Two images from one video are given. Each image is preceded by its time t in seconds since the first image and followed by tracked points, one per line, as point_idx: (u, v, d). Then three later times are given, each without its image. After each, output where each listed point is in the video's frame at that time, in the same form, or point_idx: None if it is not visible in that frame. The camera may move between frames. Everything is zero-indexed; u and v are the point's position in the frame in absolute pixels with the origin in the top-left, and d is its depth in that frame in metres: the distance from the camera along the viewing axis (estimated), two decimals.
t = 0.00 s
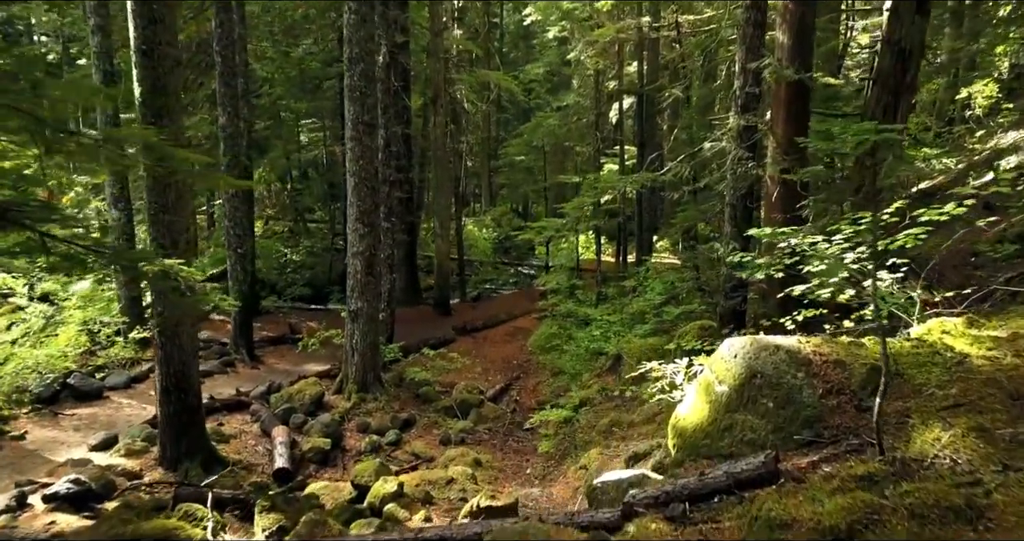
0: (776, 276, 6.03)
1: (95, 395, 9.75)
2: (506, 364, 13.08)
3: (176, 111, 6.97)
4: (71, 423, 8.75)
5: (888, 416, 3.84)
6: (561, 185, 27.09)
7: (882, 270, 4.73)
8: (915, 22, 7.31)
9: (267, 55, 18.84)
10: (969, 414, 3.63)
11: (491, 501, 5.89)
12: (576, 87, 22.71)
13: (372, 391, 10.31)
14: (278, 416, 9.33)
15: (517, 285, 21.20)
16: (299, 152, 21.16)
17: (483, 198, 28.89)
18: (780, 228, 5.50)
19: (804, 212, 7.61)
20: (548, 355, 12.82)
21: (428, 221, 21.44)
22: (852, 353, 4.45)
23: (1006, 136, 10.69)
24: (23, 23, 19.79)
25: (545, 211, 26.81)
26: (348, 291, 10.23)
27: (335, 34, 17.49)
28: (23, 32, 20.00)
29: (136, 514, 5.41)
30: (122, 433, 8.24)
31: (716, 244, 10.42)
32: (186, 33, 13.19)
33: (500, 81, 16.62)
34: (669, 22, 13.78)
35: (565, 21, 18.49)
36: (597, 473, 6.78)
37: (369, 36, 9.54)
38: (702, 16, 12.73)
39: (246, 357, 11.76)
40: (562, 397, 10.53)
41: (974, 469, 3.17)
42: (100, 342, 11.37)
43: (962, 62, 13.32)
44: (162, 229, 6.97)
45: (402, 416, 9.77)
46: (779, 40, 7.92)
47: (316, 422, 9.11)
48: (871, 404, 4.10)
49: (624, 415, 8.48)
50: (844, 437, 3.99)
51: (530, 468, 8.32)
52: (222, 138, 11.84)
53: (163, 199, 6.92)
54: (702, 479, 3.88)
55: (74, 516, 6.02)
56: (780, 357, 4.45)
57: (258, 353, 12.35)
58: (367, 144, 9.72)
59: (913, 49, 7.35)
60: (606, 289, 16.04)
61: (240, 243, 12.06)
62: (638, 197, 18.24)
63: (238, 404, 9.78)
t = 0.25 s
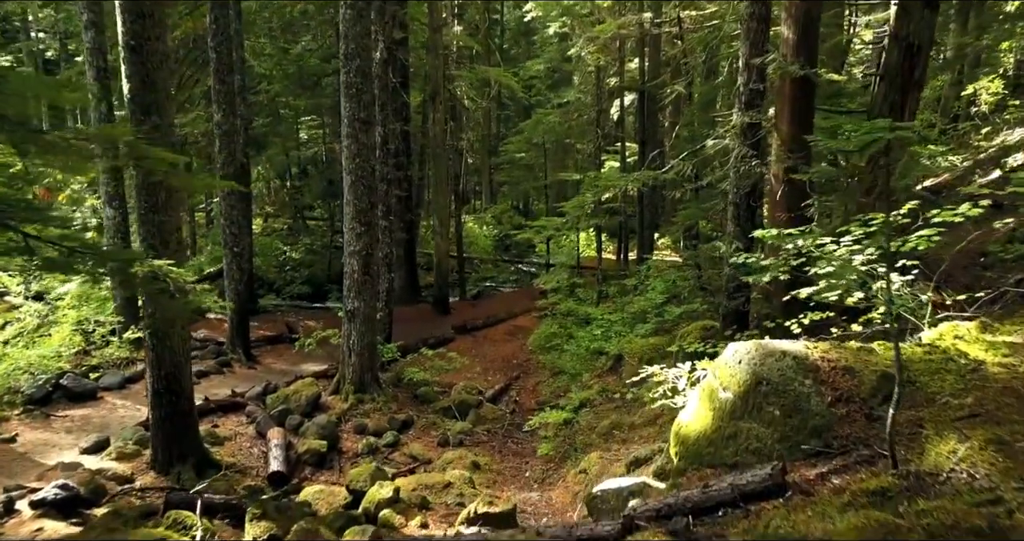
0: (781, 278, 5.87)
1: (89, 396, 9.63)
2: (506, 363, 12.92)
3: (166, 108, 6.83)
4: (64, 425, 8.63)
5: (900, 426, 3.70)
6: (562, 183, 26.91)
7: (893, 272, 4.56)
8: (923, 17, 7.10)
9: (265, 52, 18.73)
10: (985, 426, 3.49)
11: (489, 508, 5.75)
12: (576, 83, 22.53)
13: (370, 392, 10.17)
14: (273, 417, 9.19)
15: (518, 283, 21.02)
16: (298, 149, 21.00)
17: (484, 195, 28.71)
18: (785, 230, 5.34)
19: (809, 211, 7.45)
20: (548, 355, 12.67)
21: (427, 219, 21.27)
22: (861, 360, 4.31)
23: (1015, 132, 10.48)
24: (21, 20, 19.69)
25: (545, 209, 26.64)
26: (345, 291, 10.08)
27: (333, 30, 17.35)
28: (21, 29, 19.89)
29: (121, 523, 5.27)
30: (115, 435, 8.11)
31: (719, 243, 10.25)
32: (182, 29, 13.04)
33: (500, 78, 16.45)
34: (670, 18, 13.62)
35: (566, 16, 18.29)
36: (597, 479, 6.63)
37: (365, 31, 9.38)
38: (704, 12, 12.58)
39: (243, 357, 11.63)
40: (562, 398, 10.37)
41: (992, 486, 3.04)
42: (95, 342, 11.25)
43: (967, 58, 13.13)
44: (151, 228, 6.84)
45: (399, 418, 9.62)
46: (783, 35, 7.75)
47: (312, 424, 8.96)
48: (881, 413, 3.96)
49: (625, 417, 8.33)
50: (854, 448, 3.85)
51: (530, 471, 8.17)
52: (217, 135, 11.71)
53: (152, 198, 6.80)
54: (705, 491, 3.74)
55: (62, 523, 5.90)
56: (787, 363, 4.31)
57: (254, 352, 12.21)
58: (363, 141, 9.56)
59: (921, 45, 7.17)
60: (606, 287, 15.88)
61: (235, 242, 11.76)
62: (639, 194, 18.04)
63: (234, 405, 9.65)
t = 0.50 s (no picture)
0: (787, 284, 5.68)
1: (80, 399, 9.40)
2: (505, 366, 12.75)
3: (156, 106, 6.62)
4: (53, 430, 8.42)
5: (916, 444, 3.54)
6: (562, 182, 26.72)
7: (905, 278, 4.38)
8: (933, 13, 6.94)
9: (263, 50, 18.53)
10: (1009, 447, 3.33)
11: (486, 520, 5.56)
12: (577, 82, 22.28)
13: (366, 396, 9.98)
14: (267, 422, 9.00)
15: (518, 284, 20.84)
16: (296, 148, 20.82)
17: (483, 194, 28.52)
18: (792, 233, 5.15)
19: (816, 214, 7.26)
20: (548, 358, 12.49)
21: (426, 219, 21.07)
22: (873, 372, 4.14)
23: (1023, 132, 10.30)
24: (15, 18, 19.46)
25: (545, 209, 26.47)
26: (341, 293, 9.91)
27: (332, 27, 17.16)
28: (15, 27, 19.69)
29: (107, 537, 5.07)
30: (103, 441, 7.89)
31: (720, 246, 10.06)
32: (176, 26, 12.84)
33: (500, 76, 16.24)
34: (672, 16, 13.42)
35: (567, 14, 18.11)
36: (597, 489, 6.44)
37: (362, 28, 9.21)
38: (706, 10, 12.38)
39: (238, 360, 11.45)
40: (561, 403, 10.20)
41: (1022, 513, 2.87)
42: (87, 344, 11.04)
43: (972, 57, 12.96)
44: (140, 230, 6.65)
45: (396, 422, 9.44)
46: (788, 31, 7.55)
47: (307, 429, 8.78)
48: (896, 429, 3.79)
49: (626, 424, 8.14)
50: (868, 466, 3.68)
51: (528, 478, 8.00)
52: (211, 134, 11.50)
53: (141, 199, 6.59)
54: (711, 510, 3.56)
55: (46, 533, 5.70)
56: (795, 375, 4.12)
57: (249, 355, 12.02)
58: (360, 140, 9.39)
59: (932, 41, 7.00)
60: (607, 289, 15.70)
61: (231, 242, 11.47)
62: (640, 194, 17.85)
63: (227, 409, 9.46)
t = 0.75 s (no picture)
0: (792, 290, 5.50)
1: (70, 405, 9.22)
2: (503, 369, 12.59)
3: (145, 106, 6.43)
4: (42, 436, 8.25)
5: (932, 462, 3.41)
6: (562, 182, 26.54)
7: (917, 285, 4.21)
8: (942, 11, 6.76)
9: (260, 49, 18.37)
10: None
11: (481, 533, 5.40)
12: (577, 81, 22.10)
13: (361, 401, 9.80)
14: (260, 428, 8.82)
15: (517, 285, 20.67)
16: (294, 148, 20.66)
17: (483, 195, 28.35)
18: (797, 238, 4.97)
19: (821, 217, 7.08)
20: (547, 362, 12.32)
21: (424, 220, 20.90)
22: (884, 383, 3.97)
23: None
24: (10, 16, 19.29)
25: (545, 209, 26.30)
26: (336, 296, 9.71)
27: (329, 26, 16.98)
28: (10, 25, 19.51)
29: None
30: (92, 449, 7.72)
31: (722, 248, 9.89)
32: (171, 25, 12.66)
33: (499, 75, 16.05)
34: (673, 15, 13.26)
35: (567, 13, 17.92)
36: (596, 500, 6.27)
37: (358, 26, 9.02)
38: (708, 8, 12.21)
39: (232, 364, 11.28)
40: (560, 408, 10.03)
41: None
42: (79, 348, 10.87)
43: (977, 56, 12.79)
44: (128, 233, 6.46)
45: (392, 428, 9.27)
46: (793, 29, 7.37)
47: (301, 435, 8.59)
48: (909, 446, 3.64)
49: (626, 431, 7.97)
50: (882, 485, 3.53)
51: (527, 487, 7.82)
52: (205, 134, 11.32)
53: (128, 201, 6.39)
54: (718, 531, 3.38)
55: None
56: (803, 387, 3.95)
57: (244, 358, 11.84)
58: (355, 141, 9.20)
59: (941, 39, 6.83)
60: (607, 291, 15.52)
61: (227, 245, 11.40)
62: (641, 195, 17.66)
63: (220, 415, 9.28)
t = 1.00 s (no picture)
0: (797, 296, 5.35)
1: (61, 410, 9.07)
2: (502, 372, 12.44)
3: (133, 107, 6.27)
4: (31, 443, 8.10)
5: (947, 483, 3.36)
6: (562, 182, 26.37)
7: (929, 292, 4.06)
8: (951, 9, 6.60)
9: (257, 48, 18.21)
10: None
11: None
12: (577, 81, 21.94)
13: (357, 406, 9.64)
14: (254, 434, 8.66)
15: (517, 287, 20.52)
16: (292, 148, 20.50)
17: (483, 195, 28.18)
18: (803, 243, 4.82)
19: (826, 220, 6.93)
20: (546, 365, 12.16)
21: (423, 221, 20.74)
22: (896, 395, 3.84)
23: None
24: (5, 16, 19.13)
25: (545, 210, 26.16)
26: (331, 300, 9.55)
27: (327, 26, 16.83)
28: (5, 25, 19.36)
29: None
30: (81, 457, 7.57)
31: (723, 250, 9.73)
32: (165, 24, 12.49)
33: (498, 75, 15.88)
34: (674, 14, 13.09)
35: (567, 12, 17.74)
36: (596, 510, 6.12)
37: (353, 25, 8.85)
38: (709, 7, 12.05)
39: (226, 368, 11.12)
40: (559, 413, 9.88)
41: None
42: (71, 352, 10.72)
43: (981, 56, 12.64)
44: (116, 236, 6.30)
45: (389, 434, 9.11)
46: (797, 28, 7.20)
47: (296, 442, 8.42)
48: (923, 462, 3.55)
49: (627, 437, 7.82)
50: (895, 502, 3.44)
51: (524, 495, 7.66)
52: (199, 134, 11.16)
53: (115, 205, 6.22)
54: None
55: None
56: (812, 400, 3.82)
57: (238, 362, 11.69)
58: (351, 141, 9.04)
59: (949, 39, 6.67)
60: (607, 293, 15.36)
61: (220, 247, 11.16)
62: (641, 196, 17.49)
63: (213, 421, 9.12)
